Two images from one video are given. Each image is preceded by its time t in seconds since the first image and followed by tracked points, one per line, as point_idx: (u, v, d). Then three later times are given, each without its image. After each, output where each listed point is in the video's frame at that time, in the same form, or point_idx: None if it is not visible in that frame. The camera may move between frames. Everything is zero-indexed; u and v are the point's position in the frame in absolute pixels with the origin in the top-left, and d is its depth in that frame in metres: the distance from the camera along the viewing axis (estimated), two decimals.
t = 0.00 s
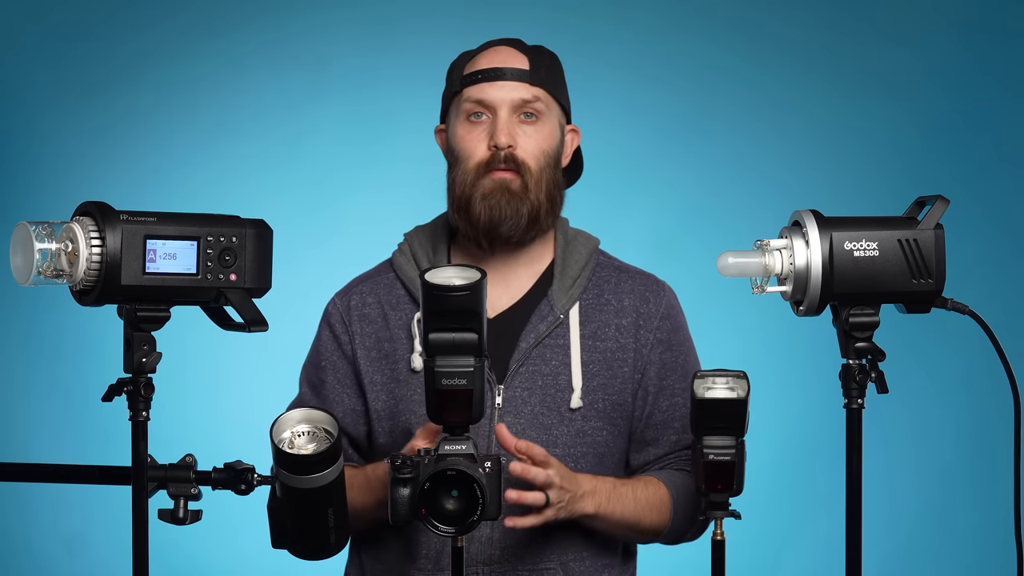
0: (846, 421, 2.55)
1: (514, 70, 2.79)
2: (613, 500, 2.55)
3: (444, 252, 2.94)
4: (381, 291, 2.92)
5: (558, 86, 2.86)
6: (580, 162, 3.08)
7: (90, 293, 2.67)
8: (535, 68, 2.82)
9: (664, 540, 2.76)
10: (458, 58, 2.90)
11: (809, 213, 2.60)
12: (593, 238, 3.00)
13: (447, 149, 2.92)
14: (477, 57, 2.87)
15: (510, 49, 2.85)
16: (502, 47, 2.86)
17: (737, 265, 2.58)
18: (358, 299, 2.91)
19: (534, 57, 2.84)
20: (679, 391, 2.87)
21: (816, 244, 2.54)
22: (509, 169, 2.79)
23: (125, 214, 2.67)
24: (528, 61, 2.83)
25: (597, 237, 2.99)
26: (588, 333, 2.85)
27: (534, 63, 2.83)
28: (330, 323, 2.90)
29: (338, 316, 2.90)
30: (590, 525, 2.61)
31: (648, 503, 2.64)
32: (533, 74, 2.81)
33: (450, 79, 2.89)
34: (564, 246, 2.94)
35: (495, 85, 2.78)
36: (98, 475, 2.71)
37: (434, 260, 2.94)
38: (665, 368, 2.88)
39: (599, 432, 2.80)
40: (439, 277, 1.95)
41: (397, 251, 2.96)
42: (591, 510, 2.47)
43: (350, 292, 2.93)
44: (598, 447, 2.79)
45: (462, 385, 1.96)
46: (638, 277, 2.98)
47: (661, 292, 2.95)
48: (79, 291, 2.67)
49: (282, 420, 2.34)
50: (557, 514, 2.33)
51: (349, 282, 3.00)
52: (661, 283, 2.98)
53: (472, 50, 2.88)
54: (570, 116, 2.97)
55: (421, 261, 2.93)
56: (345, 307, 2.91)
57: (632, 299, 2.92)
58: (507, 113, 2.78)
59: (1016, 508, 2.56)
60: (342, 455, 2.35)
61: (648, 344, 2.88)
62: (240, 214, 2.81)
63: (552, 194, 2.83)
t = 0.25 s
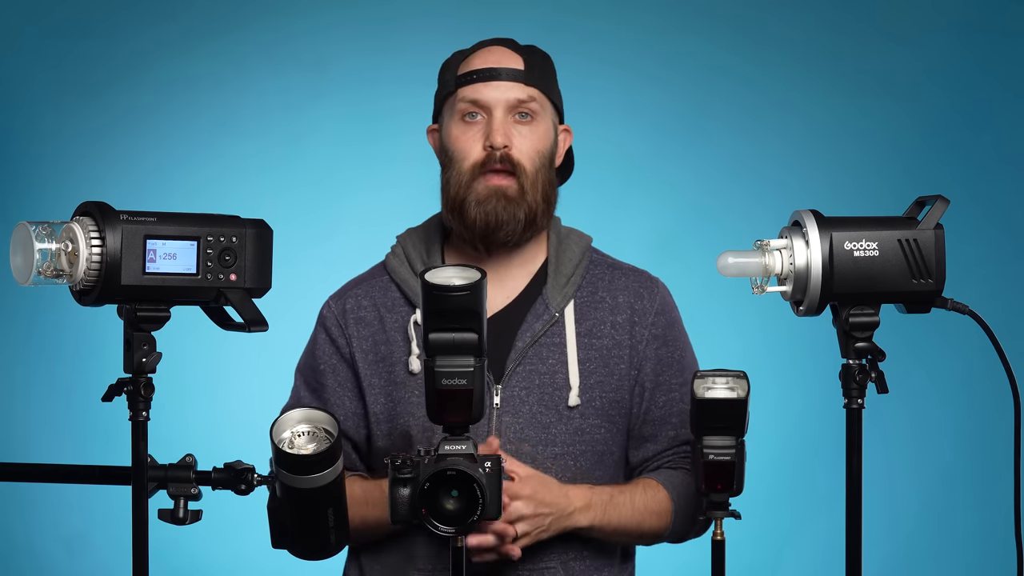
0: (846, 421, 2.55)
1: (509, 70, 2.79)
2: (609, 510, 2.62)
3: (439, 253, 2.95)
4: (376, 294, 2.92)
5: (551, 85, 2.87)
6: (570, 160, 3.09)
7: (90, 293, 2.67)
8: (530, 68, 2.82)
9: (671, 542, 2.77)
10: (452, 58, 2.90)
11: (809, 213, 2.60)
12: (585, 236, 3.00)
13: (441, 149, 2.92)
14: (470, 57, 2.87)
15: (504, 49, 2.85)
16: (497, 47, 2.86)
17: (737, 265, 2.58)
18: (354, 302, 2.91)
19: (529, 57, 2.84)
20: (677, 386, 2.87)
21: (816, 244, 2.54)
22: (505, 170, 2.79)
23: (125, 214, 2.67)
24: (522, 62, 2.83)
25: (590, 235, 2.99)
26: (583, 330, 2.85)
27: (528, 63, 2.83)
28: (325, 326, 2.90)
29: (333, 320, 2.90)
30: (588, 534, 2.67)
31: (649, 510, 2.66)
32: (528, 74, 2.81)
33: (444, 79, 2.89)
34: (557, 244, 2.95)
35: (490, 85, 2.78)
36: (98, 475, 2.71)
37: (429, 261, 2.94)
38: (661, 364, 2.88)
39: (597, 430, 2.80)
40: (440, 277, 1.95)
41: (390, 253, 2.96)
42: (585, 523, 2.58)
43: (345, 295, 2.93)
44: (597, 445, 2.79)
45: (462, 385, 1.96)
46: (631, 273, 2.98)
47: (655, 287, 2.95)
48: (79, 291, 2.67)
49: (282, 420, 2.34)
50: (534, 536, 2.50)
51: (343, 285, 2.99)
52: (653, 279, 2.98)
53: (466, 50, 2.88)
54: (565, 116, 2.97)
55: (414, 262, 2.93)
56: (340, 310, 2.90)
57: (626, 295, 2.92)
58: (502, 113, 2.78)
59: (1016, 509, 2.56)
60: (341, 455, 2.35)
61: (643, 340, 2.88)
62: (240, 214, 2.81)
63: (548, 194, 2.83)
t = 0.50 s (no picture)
0: (846, 421, 2.55)
1: (500, 69, 2.79)
2: (623, 496, 2.58)
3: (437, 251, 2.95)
4: (375, 292, 2.92)
5: (545, 83, 2.87)
6: (568, 157, 3.09)
7: (90, 293, 2.67)
8: (521, 66, 2.82)
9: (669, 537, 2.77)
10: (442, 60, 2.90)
11: (809, 213, 2.60)
12: (585, 235, 3.00)
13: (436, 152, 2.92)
14: (461, 58, 2.87)
15: (493, 48, 2.85)
16: (486, 46, 2.85)
17: (737, 265, 2.57)
18: (353, 300, 2.91)
19: (519, 55, 2.84)
20: (678, 386, 2.88)
21: (816, 244, 2.54)
22: (499, 168, 2.80)
23: (125, 214, 2.67)
24: (513, 59, 2.83)
25: (590, 234, 2.99)
26: (584, 330, 2.85)
27: (519, 61, 2.83)
28: (324, 324, 2.90)
29: (332, 317, 2.90)
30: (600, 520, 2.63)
31: (658, 500, 2.65)
32: (520, 71, 2.81)
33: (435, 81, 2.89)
34: (557, 243, 2.94)
35: (481, 85, 2.78)
36: (98, 475, 2.71)
37: (428, 260, 2.94)
38: (663, 364, 2.88)
39: (597, 430, 2.80)
40: (440, 277, 1.95)
41: (388, 252, 2.96)
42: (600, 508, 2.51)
43: (344, 293, 2.93)
44: (597, 445, 2.79)
45: (462, 385, 1.96)
46: (631, 273, 2.98)
47: (656, 287, 2.95)
48: (79, 291, 2.67)
49: (282, 420, 2.34)
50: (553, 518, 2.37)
51: (342, 282, 2.99)
52: (654, 279, 2.98)
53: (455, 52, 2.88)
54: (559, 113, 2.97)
55: (414, 260, 2.93)
56: (339, 309, 2.90)
57: (627, 295, 2.92)
58: (495, 113, 2.78)
59: (1016, 509, 2.56)
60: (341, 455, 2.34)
61: (644, 341, 2.88)
62: (240, 214, 2.81)
63: (545, 191, 2.84)
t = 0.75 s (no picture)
0: (846, 421, 2.55)
1: (506, 71, 2.79)
2: (629, 489, 2.53)
3: (437, 250, 2.95)
4: (374, 292, 2.92)
5: (548, 83, 2.87)
6: (570, 157, 3.09)
7: (90, 293, 2.67)
8: (527, 68, 2.82)
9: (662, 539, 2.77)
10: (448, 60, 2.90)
11: (809, 213, 2.60)
12: (585, 236, 3.00)
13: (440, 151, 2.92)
14: (467, 58, 2.87)
15: (500, 50, 2.85)
16: (492, 48, 2.86)
17: (737, 265, 2.58)
18: (352, 300, 2.91)
19: (525, 57, 2.84)
20: (678, 388, 2.87)
21: (816, 244, 2.54)
22: (503, 170, 2.80)
23: (125, 214, 2.67)
24: (519, 62, 2.83)
25: (590, 236, 2.99)
26: (583, 332, 2.85)
27: (524, 63, 2.83)
28: (323, 323, 2.90)
29: (331, 317, 2.90)
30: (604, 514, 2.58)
31: (660, 496, 2.63)
32: (526, 73, 2.81)
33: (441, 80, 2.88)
34: (557, 246, 2.95)
35: (487, 87, 2.78)
36: (98, 475, 2.71)
37: (428, 260, 2.94)
38: (663, 366, 2.88)
39: (595, 431, 2.80)
40: (440, 277, 1.95)
41: (388, 251, 2.96)
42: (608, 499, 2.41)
43: (343, 292, 2.93)
44: (594, 447, 2.80)
45: (462, 385, 1.96)
46: (632, 275, 2.98)
47: (655, 290, 2.95)
48: (79, 291, 2.67)
49: (282, 420, 2.34)
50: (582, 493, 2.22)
51: (341, 282, 2.99)
52: (654, 281, 2.98)
53: (461, 51, 2.88)
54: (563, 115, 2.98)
55: (413, 260, 2.93)
56: (338, 308, 2.90)
57: (626, 297, 2.92)
58: (500, 114, 2.78)
59: (1016, 509, 2.56)
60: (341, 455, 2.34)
61: (644, 343, 2.88)
62: (240, 215, 2.81)
63: (548, 194, 2.84)
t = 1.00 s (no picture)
0: (846, 421, 2.55)
1: (511, 72, 2.79)
2: (628, 505, 2.54)
3: (438, 250, 2.95)
4: (374, 292, 2.92)
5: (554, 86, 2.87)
6: (572, 157, 3.08)
7: (90, 293, 2.67)
8: (532, 70, 2.82)
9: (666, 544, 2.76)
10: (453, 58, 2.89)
11: (809, 213, 2.60)
12: (585, 237, 3.00)
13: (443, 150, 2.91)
14: (472, 57, 2.86)
15: (506, 50, 2.84)
16: (498, 48, 2.85)
17: (737, 265, 2.58)
18: (352, 299, 2.91)
19: (531, 58, 2.84)
20: (677, 390, 2.87)
21: (816, 244, 2.54)
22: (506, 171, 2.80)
23: (125, 214, 2.67)
24: (525, 63, 2.83)
25: (591, 238, 2.98)
26: (583, 333, 2.85)
27: (530, 64, 2.83)
28: (323, 322, 2.90)
29: (331, 316, 2.90)
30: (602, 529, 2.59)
31: (659, 507, 2.63)
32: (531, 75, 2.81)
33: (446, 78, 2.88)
34: (557, 247, 2.94)
35: (492, 87, 2.78)
36: (98, 475, 2.71)
37: (428, 259, 2.93)
38: (661, 368, 2.88)
39: (594, 432, 2.80)
40: (440, 277, 1.95)
41: (389, 250, 2.96)
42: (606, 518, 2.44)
43: (344, 291, 2.93)
44: (593, 448, 2.80)
45: (461, 385, 1.96)
46: (632, 276, 2.98)
47: (656, 291, 2.95)
48: (79, 291, 2.67)
49: (282, 420, 2.34)
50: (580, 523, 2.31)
51: (342, 281, 2.99)
52: (656, 283, 2.98)
53: (467, 50, 2.87)
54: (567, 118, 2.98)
55: (413, 259, 2.92)
56: (338, 307, 2.90)
57: (626, 299, 2.92)
58: (504, 116, 2.78)
59: (1016, 509, 2.56)
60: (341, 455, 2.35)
61: (643, 344, 2.88)
62: (240, 214, 2.81)
63: (549, 196, 2.84)
